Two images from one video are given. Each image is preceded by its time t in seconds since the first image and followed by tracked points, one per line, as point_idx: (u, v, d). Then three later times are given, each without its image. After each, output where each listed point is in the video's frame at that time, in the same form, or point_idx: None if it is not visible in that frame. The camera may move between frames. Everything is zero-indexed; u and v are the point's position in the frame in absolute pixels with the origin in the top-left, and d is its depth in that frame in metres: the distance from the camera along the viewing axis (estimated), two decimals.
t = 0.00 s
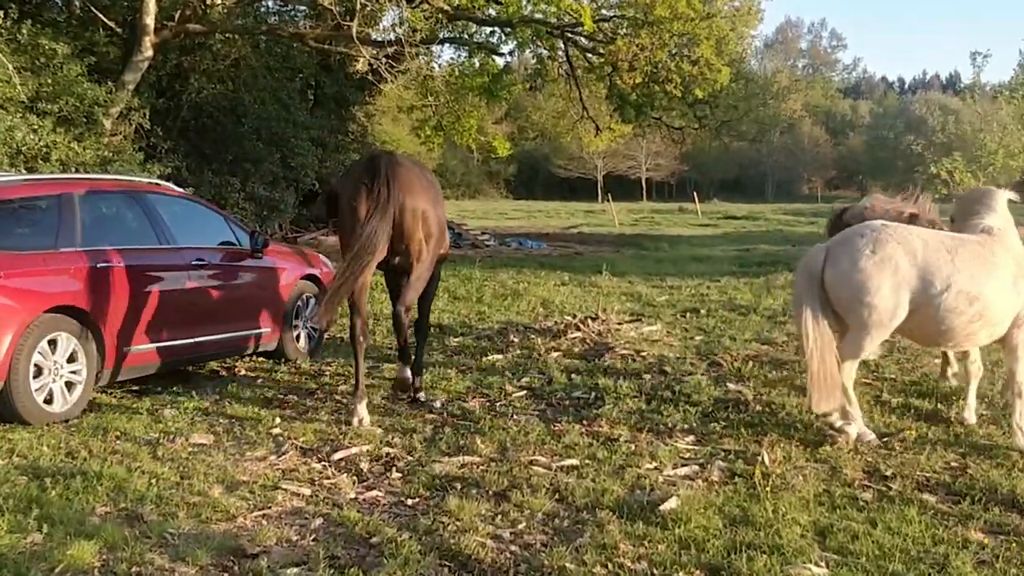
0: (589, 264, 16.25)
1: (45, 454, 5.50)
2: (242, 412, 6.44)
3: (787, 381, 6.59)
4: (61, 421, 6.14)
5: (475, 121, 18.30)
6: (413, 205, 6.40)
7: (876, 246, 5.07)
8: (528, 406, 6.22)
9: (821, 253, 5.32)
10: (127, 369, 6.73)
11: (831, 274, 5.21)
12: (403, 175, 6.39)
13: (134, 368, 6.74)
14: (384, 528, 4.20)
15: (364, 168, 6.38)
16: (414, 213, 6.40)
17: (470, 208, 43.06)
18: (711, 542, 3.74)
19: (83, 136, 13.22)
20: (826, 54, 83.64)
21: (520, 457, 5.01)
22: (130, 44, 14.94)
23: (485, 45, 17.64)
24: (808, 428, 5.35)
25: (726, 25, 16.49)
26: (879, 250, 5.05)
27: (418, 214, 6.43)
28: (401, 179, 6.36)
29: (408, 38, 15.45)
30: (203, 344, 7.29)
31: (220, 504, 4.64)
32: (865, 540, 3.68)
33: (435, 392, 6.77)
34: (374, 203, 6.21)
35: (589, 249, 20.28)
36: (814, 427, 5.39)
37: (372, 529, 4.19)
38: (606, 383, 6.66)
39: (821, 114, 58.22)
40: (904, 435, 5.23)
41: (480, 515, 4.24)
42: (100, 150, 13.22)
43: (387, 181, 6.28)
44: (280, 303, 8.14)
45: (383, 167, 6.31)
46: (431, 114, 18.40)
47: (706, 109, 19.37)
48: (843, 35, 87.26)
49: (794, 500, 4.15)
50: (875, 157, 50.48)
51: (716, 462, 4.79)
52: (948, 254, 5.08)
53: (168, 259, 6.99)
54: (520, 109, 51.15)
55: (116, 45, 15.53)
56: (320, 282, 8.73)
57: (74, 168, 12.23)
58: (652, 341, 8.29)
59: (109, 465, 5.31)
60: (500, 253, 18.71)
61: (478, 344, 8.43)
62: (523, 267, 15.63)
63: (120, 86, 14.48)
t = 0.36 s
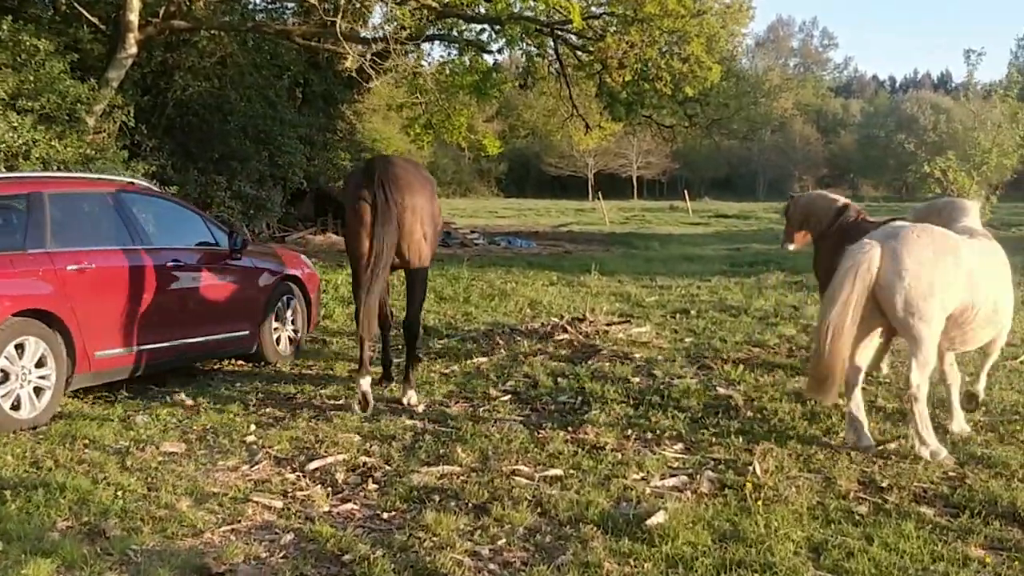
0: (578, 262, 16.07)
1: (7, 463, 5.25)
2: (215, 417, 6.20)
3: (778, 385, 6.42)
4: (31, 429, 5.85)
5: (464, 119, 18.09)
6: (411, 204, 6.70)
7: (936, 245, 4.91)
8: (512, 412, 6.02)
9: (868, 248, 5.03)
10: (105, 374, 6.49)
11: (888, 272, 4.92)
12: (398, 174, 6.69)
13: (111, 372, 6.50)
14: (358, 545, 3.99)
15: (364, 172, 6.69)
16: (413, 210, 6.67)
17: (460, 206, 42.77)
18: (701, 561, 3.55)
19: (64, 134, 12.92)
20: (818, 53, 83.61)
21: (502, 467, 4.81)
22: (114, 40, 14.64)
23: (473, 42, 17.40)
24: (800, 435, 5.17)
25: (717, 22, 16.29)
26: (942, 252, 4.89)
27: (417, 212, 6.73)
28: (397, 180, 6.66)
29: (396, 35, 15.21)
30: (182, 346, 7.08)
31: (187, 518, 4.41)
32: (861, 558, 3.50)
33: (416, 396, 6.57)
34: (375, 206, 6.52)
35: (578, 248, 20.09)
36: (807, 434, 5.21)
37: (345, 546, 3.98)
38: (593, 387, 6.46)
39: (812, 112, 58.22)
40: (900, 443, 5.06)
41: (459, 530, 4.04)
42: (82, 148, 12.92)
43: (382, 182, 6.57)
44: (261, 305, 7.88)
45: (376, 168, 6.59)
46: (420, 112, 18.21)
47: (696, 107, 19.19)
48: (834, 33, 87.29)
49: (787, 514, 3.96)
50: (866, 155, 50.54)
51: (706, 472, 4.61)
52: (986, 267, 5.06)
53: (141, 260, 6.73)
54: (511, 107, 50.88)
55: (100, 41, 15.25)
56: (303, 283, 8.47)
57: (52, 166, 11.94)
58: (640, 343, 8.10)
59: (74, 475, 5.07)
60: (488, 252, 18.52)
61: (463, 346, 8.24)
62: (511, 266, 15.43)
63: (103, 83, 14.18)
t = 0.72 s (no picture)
0: (567, 264, 15.91)
1: None
2: (191, 423, 6.00)
3: (769, 392, 6.28)
4: None
5: (454, 119, 17.98)
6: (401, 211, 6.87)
7: (979, 268, 4.93)
8: (498, 420, 5.86)
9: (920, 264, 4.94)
10: (76, 380, 6.24)
11: (950, 294, 4.84)
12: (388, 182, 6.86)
13: (83, 378, 6.26)
14: (333, 562, 3.80)
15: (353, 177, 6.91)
16: (400, 216, 6.85)
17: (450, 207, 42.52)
18: None
19: (46, 131, 12.66)
20: (808, 54, 83.72)
21: (485, 478, 4.64)
22: (98, 37, 14.38)
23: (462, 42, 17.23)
24: (793, 446, 5.03)
25: (708, 23, 16.15)
26: (985, 275, 4.92)
27: (408, 219, 6.91)
28: (387, 187, 6.84)
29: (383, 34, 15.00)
30: (160, 350, 6.86)
31: (157, 531, 4.22)
32: None
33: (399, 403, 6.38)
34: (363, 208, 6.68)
35: (567, 250, 19.94)
36: (800, 444, 5.06)
37: (320, 564, 3.80)
38: (581, 394, 6.30)
39: (802, 114, 58.26)
40: (895, 453, 4.92)
41: (439, 546, 3.87)
42: (64, 147, 12.66)
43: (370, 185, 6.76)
44: (241, 308, 7.68)
45: (364, 174, 6.81)
46: (410, 111, 18.04)
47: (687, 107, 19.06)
48: (824, 35, 87.46)
49: (781, 530, 3.81)
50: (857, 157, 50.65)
51: (696, 485, 4.45)
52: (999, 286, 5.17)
53: (120, 262, 6.51)
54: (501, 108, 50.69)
55: (84, 38, 15.00)
56: (283, 285, 8.26)
57: (31, 165, 11.68)
58: (629, 348, 7.95)
59: (41, 485, 4.86)
60: (477, 253, 18.33)
61: (448, 350, 8.08)
62: (499, 268, 15.26)
63: (87, 81, 13.93)
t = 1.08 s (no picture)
0: (558, 264, 15.77)
1: None
2: (172, 429, 5.79)
3: (766, 396, 6.16)
4: None
5: (444, 117, 17.96)
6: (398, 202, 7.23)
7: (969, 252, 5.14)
8: (490, 426, 5.70)
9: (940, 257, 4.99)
10: (54, 384, 6.05)
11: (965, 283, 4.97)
12: (390, 173, 7.24)
13: (62, 381, 6.06)
14: None
15: (351, 165, 7.28)
16: (396, 206, 7.19)
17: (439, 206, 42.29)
18: None
19: (30, 128, 12.42)
20: (798, 54, 83.80)
21: (477, 487, 4.50)
22: (83, 33, 14.13)
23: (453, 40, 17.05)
24: (793, 452, 4.90)
25: (701, 22, 16.00)
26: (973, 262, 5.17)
27: (403, 209, 7.25)
28: (387, 178, 7.19)
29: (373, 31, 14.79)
30: (143, 352, 6.69)
31: (136, 544, 4.04)
32: None
33: (388, 407, 6.21)
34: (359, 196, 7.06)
35: (558, 249, 19.80)
36: (801, 451, 4.93)
37: None
38: (574, 398, 6.15)
39: (792, 113, 58.30)
40: (896, 461, 4.81)
41: (430, 562, 3.71)
42: (48, 144, 12.42)
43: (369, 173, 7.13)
44: (225, 308, 7.48)
45: (366, 165, 7.15)
46: (399, 108, 17.87)
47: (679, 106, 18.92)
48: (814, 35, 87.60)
49: (784, 544, 3.67)
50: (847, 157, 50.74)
51: (695, 495, 4.32)
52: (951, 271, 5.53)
53: (102, 261, 6.29)
54: (491, 106, 50.49)
55: (70, 34, 14.74)
56: (268, 285, 8.04)
57: (13, 161, 11.43)
58: (623, 349, 7.82)
59: (15, 494, 4.66)
60: (467, 252, 18.17)
61: (438, 352, 7.93)
62: (489, 267, 15.09)
63: (72, 78, 13.68)
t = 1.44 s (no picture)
0: (550, 265, 15.61)
1: None
2: (154, 440, 5.57)
3: (766, 403, 6.01)
4: None
5: (434, 117, 17.75)
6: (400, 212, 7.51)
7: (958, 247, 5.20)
8: (483, 436, 5.52)
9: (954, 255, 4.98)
10: (29, 395, 5.80)
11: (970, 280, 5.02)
12: (393, 183, 7.42)
13: (37, 392, 5.81)
14: None
15: (358, 181, 7.36)
16: (400, 216, 7.50)
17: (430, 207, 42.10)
18: None
19: (13, 129, 12.16)
20: (787, 54, 83.92)
21: (471, 503, 4.33)
22: (68, 33, 13.86)
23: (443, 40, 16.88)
24: (796, 463, 4.76)
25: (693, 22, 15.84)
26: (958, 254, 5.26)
27: (405, 218, 7.56)
28: (392, 193, 7.36)
29: (363, 31, 14.58)
30: (124, 361, 6.46)
31: (113, 565, 3.83)
32: None
33: (379, 416, 6.04)
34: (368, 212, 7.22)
35: (551, 250, 19.65)
36: (805, 462, 4.78)
37: None
38: (570, 406, 5.98)
39: (783, 113, 58.32)
40: (903, 472, 4.67)
41: None
42: (32, 145, 12.17)
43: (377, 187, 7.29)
44: (210, 313, 7.28)
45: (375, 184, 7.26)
46: (389, 109, 17.68)
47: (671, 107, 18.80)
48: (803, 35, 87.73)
49: (793, 563, 3.52)
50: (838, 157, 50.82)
51: (698, 510, 4.16)
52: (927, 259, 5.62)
53: (82, 266, 6.07)
54: (482, 106, 50.33)
55: (54, 34, 14.47)
56: (254, 289, 7.83)
57: None
58: (618, 354, 7.66)
59: None
60: (458, 254, 17.99)
61: (430, 358, 7.76)
62: (481, 269, 14.92)
63: (57, 78, 13.42)
